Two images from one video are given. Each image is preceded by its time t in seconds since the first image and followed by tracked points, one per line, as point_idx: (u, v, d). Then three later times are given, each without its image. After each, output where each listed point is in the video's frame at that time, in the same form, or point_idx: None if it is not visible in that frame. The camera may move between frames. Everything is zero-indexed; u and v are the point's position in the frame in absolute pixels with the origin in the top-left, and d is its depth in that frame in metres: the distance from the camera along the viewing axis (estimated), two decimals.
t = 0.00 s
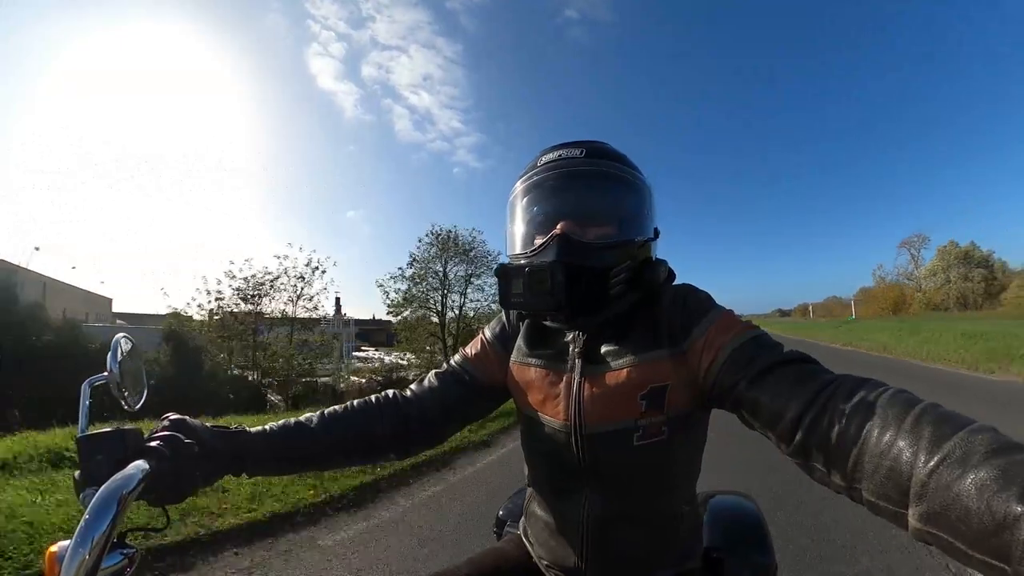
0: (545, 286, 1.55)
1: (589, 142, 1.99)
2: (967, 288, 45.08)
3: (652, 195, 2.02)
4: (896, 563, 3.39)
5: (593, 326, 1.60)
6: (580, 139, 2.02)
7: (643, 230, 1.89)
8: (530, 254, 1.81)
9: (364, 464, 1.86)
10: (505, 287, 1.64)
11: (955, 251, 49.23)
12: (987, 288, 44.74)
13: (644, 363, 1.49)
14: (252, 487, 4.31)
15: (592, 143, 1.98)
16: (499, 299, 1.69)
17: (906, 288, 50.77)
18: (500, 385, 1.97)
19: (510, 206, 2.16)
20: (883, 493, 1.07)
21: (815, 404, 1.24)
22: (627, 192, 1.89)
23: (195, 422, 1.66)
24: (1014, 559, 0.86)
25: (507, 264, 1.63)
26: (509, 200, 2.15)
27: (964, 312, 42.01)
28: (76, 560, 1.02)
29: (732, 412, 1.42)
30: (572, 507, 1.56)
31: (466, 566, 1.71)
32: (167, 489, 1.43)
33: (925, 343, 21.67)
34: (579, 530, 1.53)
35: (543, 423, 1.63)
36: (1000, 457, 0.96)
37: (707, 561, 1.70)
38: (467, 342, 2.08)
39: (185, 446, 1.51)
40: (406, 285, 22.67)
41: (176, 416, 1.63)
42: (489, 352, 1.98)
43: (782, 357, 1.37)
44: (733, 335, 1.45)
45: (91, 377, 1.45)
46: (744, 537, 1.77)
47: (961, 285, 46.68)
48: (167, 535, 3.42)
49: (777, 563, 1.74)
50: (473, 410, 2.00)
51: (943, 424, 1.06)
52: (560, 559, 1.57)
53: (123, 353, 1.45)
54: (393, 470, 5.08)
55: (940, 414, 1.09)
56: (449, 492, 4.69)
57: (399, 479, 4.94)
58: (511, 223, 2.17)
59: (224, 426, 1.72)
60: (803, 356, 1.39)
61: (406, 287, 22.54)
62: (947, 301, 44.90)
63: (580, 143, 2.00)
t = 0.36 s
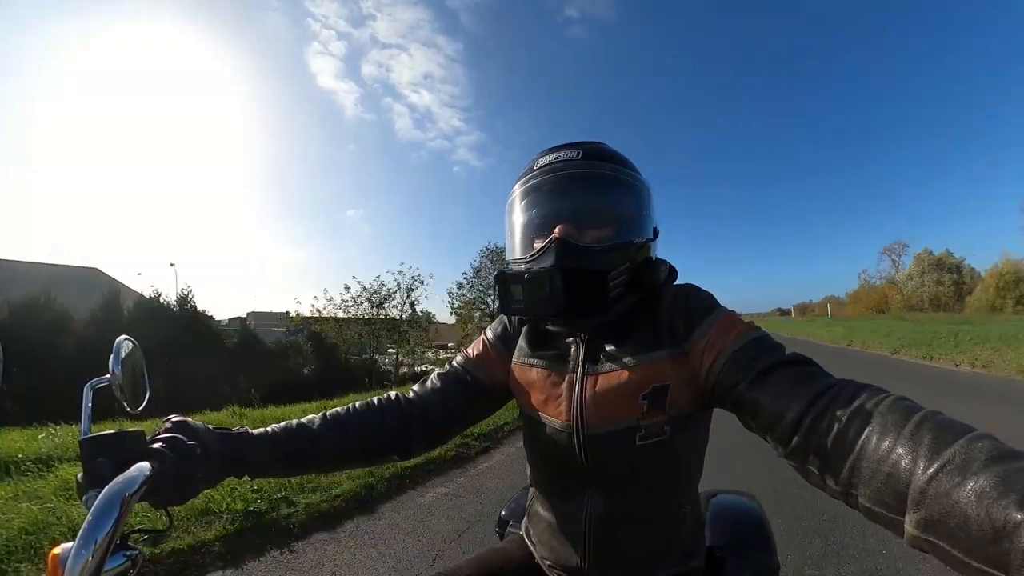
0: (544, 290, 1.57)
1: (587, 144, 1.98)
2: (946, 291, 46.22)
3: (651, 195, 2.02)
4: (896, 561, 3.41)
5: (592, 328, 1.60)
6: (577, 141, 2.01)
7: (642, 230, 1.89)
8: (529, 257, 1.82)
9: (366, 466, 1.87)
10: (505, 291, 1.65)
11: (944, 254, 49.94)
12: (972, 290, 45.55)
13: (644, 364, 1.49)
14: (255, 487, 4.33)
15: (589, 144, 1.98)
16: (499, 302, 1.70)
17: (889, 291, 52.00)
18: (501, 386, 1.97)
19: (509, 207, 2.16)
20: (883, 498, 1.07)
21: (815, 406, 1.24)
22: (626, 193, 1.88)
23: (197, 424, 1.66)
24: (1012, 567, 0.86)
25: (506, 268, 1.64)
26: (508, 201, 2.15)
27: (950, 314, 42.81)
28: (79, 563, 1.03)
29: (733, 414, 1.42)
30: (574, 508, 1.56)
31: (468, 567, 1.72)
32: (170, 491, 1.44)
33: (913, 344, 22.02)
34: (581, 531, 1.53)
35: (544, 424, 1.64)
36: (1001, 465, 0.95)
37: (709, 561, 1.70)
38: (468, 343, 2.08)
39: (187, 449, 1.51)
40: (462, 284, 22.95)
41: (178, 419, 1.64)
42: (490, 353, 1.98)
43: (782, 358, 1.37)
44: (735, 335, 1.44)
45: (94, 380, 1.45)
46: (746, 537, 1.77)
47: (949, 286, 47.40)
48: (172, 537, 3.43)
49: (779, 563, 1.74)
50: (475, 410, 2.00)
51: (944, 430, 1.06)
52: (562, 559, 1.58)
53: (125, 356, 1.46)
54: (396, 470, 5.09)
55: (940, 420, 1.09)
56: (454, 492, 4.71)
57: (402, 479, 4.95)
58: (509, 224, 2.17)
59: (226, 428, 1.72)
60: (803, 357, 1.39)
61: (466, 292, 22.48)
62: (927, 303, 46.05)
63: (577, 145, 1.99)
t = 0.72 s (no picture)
0: (546, 291, 1.57)
1: (590, 143, 1.98)
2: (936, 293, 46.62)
3: (654, 196, 2.01)
4: (897, 562, 3.41)
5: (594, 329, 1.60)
6: (580, 140, 2.01)
7: (645, 231, 1.89)
8: (531, 257, 1.81)
9: (365, 465, 1.87)
10: (506, 292, 1.65)
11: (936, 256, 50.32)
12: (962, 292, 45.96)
13: (646, 365, 1.49)
14: (254, 486, 4.34)
15: (592, 144, 1.98)
16: (500, 303, 1.70)
17: (881, 292, 52.57)
18: (502, 385, 1.97)
19: (511, 206, 2.16)
20: (884, 498, 1.07)
21: (817, 406, 1.24)
22: (629, 193, 1.88)
23: (197, 423, 1.66)
24: (1013, 567, 0.86)
25: (508, 269, 1.64)
26: (511, 200, 2.15)
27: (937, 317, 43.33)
28: (80, 563, 1.03)
29: (734, 414, 1.42)
30: (575, 508, 1.56)
31: (467, 567, 1.72)
32: (171, 489, 1.44)
33: (903, 345, 22.21)
34: (582, 531, 1.53)
35: (546, 424, 1.64)
36: (1002, 466, 0.95)
37: (710, 561, 1.69)
38: (470, 343, 2.08)
39: (187, 447, 1.52)
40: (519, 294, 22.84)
41: (178, 418, 1.64)
42: (492, 352, 1.98)
43: (784, 359, 1.37)
44: (737, 336, 1.44)
45: (93, 380, 1.45)
46: (747, 537, 1.77)
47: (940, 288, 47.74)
48: (171, 534, 3.44)
49: (779, 563, 1.74)
50: (475, 409, 2.00)
51: (945, 431, 1.06)
52: (563, 559, 1.58)
53: (125, 356, 1.46)
54: (397, 469, 5.09)
55: (941, 420, 1.09)
56: (454, 494, 4.72)
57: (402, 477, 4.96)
58: (511, 223, 2.17)
59: (225, 427, 1.72)
60: (805, 358, 1.39)
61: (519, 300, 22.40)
62: (917, 305, 46.46)
63: (580, 144, 1.99)
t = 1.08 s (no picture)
0: (544, 288, 1.56)
1: (587, 137, 1.97)
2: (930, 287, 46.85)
3: (653, 188, 2.01)
4: (901, 557, 3.42)
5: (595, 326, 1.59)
6: (577, 134, 2.01)
7: (644, 224, 1.89)
8: (531, 255, 1.81)
9: (368, 465, 1.87)
10: (504, 289, 1.64)
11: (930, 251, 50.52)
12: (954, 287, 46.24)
13: (649, 361, 1.49)
14: (257, 488, 4.34)
15: (590, 137, 1.97)
16: (499, 301, 1.70)
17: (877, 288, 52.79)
18: (504, 383, 1.97)
19: (510, 201, 2.16)
20: (888, 488, 1.07)
21: (820, 399, 1.24)
22: (628, 187, 1.88)
23: (199, 424, 1.66)
24: (1017, 553, 0.86)
25: (506, 267, 1.63)
26: (509, 195, 2.15)
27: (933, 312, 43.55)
28: (84, 565, 1.03)
29: (737, 408, 1.42)
30: (579, 505, 1.56)
31: (471, 565, 1.72)
32: (174, 492, 1.43)
33: (896, 341, 22.33)
34: (585, 529, 1.54)
35: (548, 422, 1.64)
36: (1006, 453, 0.96)
37: (713, 558, 1.70)
38: (470, 341, 2.07)
39: (189, 449, 1.51)
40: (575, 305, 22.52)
41: (180, 420, 1.63)
42: (493, 351, 1.97)
43: (787, 353, 1.37)
44: (739, 329, 1.45)
45: (95, 383, 1.44)
46: (750, 533, 1.77)
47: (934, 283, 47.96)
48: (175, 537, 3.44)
49: (782, 559, 1.74)
50: (476, 408, 2.00)
51: (948, 420, 1.06)
52: (566, 556, 1.58)
53: (126, 358, 1.46)
54: (400, 468, 5.09)
55: (944, 410, 1.09)
56: (456, 494, 4.72)
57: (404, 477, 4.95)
58: (510, 218, 2.17)
59: (227, 428, 1.72)
60: (808, 351, 1.39)
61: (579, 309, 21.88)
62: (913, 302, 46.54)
63: (578, 138, 1.98)
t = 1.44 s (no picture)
0: (537, 287, 1.56)
1: (582, 138, 1.98)
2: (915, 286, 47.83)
3: (650, 188, 2.00)
4: (905, 548, 3.43)
5: (591, 324, 1.59)
6: (572, 135, 2.01)
7: (641, 223, 1.88)
8: (526, 255, 1.81)
9: (369, 469, 1.86)
10: (500, 290, 1.65)
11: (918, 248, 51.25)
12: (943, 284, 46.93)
13: (646, 359, 1.49)
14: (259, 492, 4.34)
15: (585, 139, 1.98)
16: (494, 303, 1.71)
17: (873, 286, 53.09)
18: (504, 385, 1.97)
19: (507, 204, 2.17)
20: (889, 484, 1.07)
21: (819, 395, 1.24)
22: (624, 185, 1.88)
23: (200, 431, 1.66)
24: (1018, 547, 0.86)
25: (500, 267, 1.65)
26: (506, 198, 2.16)
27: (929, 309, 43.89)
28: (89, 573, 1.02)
29: (737, 404, 1.41)
30: (581, 503, 1.56)
31: (474, 566, 1.72)
32: (177, 499, 1.43)
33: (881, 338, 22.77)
34: (587, 527, 1.53)
35: (548, 422, 1.64)
36: (1005, 446, 0.96)
37: (716, 554, 1.70)
38: (470, 344, 2.07)
39: (190, 456, 1.52)
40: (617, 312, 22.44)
41: (182, 427, 1.63)
42: (492, 353, 1.97)
43: (784, 349, 1.37)
44: (737, 326, 1.44)
45: (95, 392, 1.44)
46: (753, 527, 1.78)
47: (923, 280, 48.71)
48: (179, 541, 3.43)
49: (785, 553, 1.74)
50: (476, 410, 2.00)
51: (947, 414, 1.06)
52: (569, 555, 1.58)
53: (126, 366, 1.46)
54: (402, 471, 5.08)
55: (943, 404, 1.09)
56: (459, 495, 4.73)
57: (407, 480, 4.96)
58: (507, 220, 2.17)
59: (228, 435, 1.72)
60: (807, 348, 1.38)
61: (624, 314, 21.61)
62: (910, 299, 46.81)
63: (573, 139, 1.99)
